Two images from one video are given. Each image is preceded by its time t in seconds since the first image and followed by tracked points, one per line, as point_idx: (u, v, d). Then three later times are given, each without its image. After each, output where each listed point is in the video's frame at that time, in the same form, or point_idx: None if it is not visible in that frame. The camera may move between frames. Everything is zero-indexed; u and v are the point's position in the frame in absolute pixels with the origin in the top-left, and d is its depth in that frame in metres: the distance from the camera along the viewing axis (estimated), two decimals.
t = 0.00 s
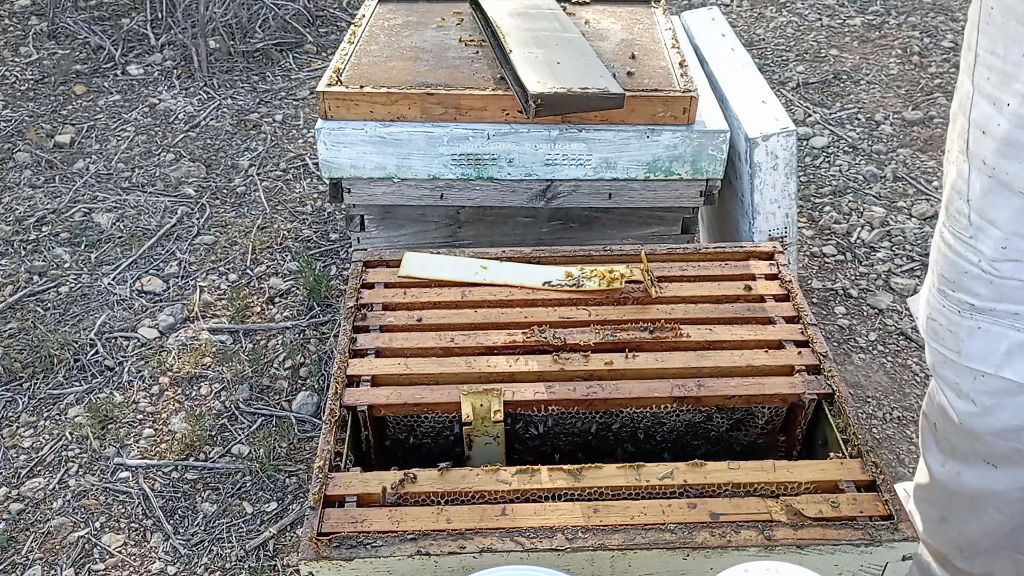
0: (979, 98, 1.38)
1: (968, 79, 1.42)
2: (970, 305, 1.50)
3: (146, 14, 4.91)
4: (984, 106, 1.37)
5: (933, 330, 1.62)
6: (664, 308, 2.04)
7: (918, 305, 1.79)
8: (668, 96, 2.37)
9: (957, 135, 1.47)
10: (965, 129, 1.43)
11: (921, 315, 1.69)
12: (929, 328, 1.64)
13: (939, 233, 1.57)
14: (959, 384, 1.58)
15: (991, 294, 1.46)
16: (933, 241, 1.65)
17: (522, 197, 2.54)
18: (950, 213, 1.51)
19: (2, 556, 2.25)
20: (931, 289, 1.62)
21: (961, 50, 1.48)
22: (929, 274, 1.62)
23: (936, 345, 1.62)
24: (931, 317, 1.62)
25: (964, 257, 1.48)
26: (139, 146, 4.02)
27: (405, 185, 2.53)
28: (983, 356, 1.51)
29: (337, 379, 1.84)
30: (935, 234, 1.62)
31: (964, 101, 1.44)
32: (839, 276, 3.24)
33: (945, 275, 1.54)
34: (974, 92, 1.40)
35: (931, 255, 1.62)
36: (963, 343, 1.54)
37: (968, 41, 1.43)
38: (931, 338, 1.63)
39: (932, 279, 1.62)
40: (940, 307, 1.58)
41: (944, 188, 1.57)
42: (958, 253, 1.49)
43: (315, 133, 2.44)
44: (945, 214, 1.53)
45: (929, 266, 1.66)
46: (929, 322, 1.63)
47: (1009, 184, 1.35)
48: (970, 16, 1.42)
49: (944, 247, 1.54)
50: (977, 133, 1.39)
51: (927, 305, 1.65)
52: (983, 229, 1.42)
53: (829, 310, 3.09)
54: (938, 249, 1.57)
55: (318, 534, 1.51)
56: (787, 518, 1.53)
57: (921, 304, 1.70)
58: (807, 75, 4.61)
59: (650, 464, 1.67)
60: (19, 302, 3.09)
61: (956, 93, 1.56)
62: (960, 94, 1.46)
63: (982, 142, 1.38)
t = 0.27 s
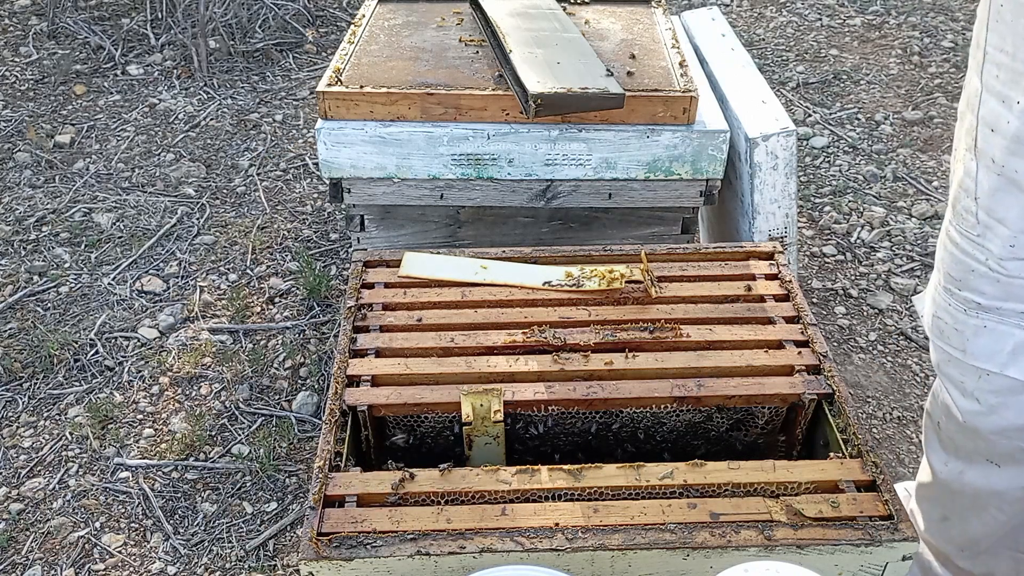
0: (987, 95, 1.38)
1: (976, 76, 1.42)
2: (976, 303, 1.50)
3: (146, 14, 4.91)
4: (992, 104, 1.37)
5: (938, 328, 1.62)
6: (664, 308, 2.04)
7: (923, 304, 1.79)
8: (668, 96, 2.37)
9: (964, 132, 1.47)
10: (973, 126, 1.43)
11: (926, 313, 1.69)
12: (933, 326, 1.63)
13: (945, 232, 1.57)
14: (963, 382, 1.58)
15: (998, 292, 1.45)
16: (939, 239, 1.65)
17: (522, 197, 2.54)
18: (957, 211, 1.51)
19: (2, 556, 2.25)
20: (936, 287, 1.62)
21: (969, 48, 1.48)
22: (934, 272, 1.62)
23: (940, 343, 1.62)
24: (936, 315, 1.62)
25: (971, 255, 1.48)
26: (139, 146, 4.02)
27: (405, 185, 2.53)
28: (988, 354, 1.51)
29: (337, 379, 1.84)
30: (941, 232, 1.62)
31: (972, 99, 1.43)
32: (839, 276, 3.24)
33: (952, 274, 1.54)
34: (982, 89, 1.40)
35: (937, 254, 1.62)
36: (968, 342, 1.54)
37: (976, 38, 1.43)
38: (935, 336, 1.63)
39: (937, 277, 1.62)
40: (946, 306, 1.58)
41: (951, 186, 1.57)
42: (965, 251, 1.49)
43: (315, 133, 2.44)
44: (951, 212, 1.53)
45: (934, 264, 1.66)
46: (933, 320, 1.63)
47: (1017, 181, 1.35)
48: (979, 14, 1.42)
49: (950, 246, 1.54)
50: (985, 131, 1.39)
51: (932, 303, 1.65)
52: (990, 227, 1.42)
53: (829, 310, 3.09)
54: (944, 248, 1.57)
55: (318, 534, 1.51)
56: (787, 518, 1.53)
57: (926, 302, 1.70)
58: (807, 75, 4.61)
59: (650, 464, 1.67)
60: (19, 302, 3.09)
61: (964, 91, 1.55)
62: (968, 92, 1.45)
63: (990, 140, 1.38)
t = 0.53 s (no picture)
0: (995, 96, 1.38)
1: (984, 77, 1.42)
2: (981, 304, 1.50)
3: (146, 14, 4.91)
4: (1000, 104, 1.37)
5: (942, 329, 1.62)
6: (664, 308, 2.04)
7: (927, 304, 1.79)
8: (668, 96, 2.37)
9: (971, 133, 1.47)
10: (980, 127, 1.43)
11: (930, 313, 1.69)
12: (937, 326, 1.63)
13: (951, 232, 1.57)
14: (967, 383, 1.58)
15: (1004, 293, 1.45)
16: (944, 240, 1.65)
17: (522, 197, 2.54)
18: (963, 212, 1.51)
19: (2, 556, 2.25)
20: (941, 287, 1.62)
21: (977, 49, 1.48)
22: (939, 272, 1.62)
23: (945, 343, 1.62)
24: (940, 316, 1.62)
25: (977, 256, 1.48)
26: (139, 146, 4.02)
27: (405, 185, 2.53)
28: (992, 355, 1.51)
29: (337, 379, 1.84)
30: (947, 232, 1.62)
31: (979, 99, 1.43)
32: (839, 276, 3.24)
33: (957, 274, 1.54)
34: (990, 89, 1.40)
35: (942, 254, 1.62)
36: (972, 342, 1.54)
37: (984, 39, 1.43)
38: (939, 336, 1.63)
39: (942, 278, 1.62)
40: (950, 306, 1.58)
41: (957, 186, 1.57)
42: (971, 252, 1.49)
43: (315, 133, 2.44)
44: (958, 212, 1.53)
45: (939, 264, 1.66)
46: (938, 321, 1.63)
47: None
48: (988, 14, 1.42)
49: (956, 246, 1.54)
50: (992, 132, 1.39)
51: (937, 303, 1.64)
52: (997, 228, 1.42)
53: (829, 310, 3.09)
54: (950, 248, 1.57)
55: (318, 534, 1.51)
56: (787, 518, 1.53)
57: (930, 303, 1.70)
58: (807, 75, 4.61)
59: (650, 464, 1.67)
60: (19, 302, 3.09)
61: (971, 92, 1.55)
62: (975, 92, 1.45)
63: (997, 140, 1.38)
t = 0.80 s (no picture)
0: (997, 97, 1.38)
1: (986, 79, 1.42)
2: (982, 304, 1.50)
3: (146, 14, 4.91)
4: (1002, 107, 1.37)
5: (943, 327, 1.62)
6: (664, 307, 2.04)
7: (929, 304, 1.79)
8: (668, 96, 2.37)
9: (973, 134, 1.47)
10: (982, 128, 1.43)
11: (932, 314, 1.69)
12: (940, 324, 1.63)
13: (953, 232, 1.57)
14: (969, 383, 1.58)
15: (1005, 295, 1.45)
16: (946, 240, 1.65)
17: (522, 197, 2.54)
18: (965, 213, 1.51)
19: (2, 556, 2.25)
20: (943, 288, 1.62)
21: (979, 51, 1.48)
22: (941, 272, 1.62)
23: (946, 343, 1.62)
24: (942, 315, 1.62)
25: (978, 257, 1.48)
26: (139, 146, 4.02)
27: (405, 185, 2.53)
28: (993, 355, 1.51)
29: (337, 378, 1.84)
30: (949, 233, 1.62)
31: (981, 101, 1.43)
32: (839, 276, 3.24)
33: (958, 274, 1.54)
34: (992, 91, 1.39)
35: (944, 254, 1.62)
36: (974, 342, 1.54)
37: (986, 42, 1.43)
38: (941, 336, 1.63)
39: (944, 277, 1.61)
40: (952, 304, 1.58)
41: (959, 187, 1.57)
42: (972, 253, 1.49)
43: (315, 133, 2.44)
44: (959, 213, 1.53)
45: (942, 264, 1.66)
46: (940, 319, 1.63)
47: None
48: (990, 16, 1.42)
49: (958, 247, 1.54)
50: (994, 134, 1.39)
51: (939, 303, 1.64)
52: (998, 230, 1.42)
53: (829, 310, 3.09)
54: (952, 248, 1.57)
55: (318, 534, 1.51)
56: (787, 518, 1.53)
57: (933, 302, 1.70)
58: (807, 75, 4.61)
59: (650, 464, 1.67)
60: (19, 302, 3.09)
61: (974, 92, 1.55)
62: (977, 94, 1.45)
63: (999, 143, 1.38)
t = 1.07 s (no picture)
0: (991, 99, 1.38)
1: (980, 80, 1.42)
2: (978, 304, 1.50)
3: (146, 14, 4.91)
4: (996, 108, 1.37)
5: (939, 327, 1.62)
6: (664, 308, 2.04)
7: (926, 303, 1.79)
8: (668, 96, 2.37)
9: (968, 135, 1.47)
10: (976, 129, 1.43)
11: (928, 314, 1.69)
12: (936, 324, 1.63)
13: (949, 233, 1.57)
14: (966, 383, 1.58)
15: (1001, 295, 1.45)
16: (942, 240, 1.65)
17: (522, 197, 2.54)
18: (960, 214, 1.51)
19: (2, 556, 2.25)
20: (939, 288, 1.62)
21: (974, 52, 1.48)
22: (937, 272, 1.62)
23: (942, 343, 1.62)
24: (938, 315, 1.62)
25: (973, 257, 1.48)
26: (139, 146, 4.02)
27: (405, 185, 2.53)
28: (990, 355, 1.51)
29: (337, 379, 1.84)
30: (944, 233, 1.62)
31: (976, 102, 1.43)
32: (839, 276, 3.24)
33: (954, 274, 1.54)
34: (986, 92, 1.39)
35: (940, 254, 1.62)
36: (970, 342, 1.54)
37: (980, 43, 1.42)
38: (937, 336, 1.63)
39: (940, 278, 1.61)
40: (948, 305, 1.58)
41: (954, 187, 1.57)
42: (968, 253, 1.49)
43: (315, 133, 2.44)
44: (955, 214, 1.53)
45: (938, 264, 1.66)
46: (936, 319, 1.63)
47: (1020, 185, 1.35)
48: (984, 18, 1.42)
49: (953, 248, 1.54)
50: (988, 135, 1.39)
51: (935, 303, 1.64)
52: (993, 230, 1.42)
53: (829, 310, 3.09)
54: (948, 249, 1.57)
55: (318, 534, 1.52)
56: (787, 518, 1.54)
57: (929, 302, 1.70)
58: (807, 75, 4.61)
59: (649, 464, 1.67)
60: (19, 302, 3.09)
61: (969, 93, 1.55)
62: (972, 95, 1.45)
63: (993, 144, 1.38)
